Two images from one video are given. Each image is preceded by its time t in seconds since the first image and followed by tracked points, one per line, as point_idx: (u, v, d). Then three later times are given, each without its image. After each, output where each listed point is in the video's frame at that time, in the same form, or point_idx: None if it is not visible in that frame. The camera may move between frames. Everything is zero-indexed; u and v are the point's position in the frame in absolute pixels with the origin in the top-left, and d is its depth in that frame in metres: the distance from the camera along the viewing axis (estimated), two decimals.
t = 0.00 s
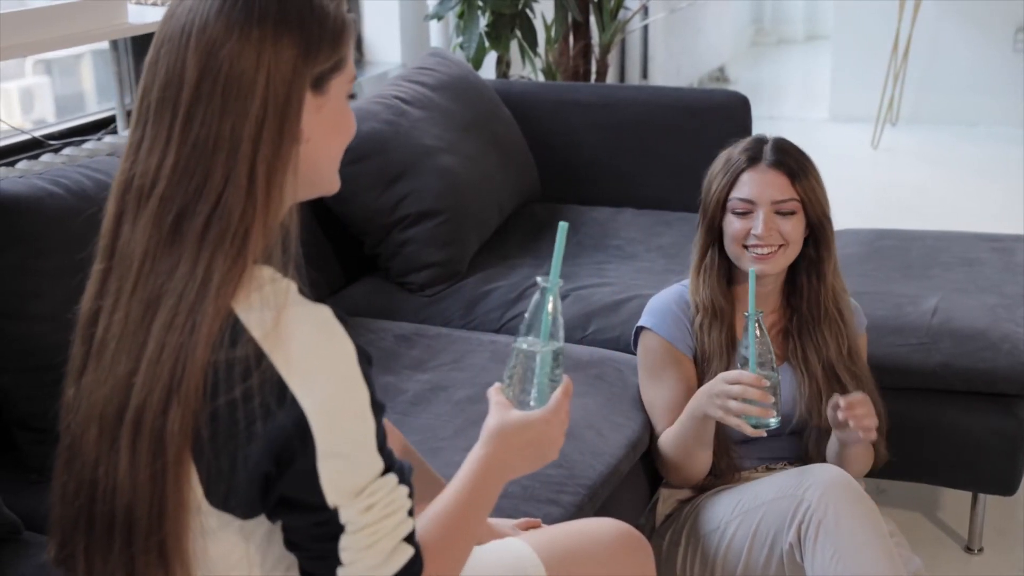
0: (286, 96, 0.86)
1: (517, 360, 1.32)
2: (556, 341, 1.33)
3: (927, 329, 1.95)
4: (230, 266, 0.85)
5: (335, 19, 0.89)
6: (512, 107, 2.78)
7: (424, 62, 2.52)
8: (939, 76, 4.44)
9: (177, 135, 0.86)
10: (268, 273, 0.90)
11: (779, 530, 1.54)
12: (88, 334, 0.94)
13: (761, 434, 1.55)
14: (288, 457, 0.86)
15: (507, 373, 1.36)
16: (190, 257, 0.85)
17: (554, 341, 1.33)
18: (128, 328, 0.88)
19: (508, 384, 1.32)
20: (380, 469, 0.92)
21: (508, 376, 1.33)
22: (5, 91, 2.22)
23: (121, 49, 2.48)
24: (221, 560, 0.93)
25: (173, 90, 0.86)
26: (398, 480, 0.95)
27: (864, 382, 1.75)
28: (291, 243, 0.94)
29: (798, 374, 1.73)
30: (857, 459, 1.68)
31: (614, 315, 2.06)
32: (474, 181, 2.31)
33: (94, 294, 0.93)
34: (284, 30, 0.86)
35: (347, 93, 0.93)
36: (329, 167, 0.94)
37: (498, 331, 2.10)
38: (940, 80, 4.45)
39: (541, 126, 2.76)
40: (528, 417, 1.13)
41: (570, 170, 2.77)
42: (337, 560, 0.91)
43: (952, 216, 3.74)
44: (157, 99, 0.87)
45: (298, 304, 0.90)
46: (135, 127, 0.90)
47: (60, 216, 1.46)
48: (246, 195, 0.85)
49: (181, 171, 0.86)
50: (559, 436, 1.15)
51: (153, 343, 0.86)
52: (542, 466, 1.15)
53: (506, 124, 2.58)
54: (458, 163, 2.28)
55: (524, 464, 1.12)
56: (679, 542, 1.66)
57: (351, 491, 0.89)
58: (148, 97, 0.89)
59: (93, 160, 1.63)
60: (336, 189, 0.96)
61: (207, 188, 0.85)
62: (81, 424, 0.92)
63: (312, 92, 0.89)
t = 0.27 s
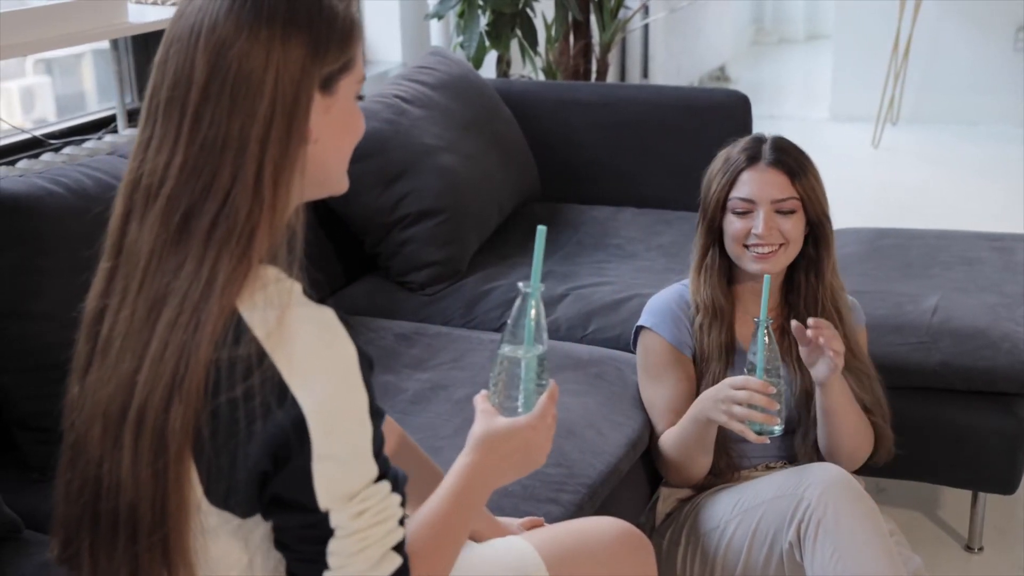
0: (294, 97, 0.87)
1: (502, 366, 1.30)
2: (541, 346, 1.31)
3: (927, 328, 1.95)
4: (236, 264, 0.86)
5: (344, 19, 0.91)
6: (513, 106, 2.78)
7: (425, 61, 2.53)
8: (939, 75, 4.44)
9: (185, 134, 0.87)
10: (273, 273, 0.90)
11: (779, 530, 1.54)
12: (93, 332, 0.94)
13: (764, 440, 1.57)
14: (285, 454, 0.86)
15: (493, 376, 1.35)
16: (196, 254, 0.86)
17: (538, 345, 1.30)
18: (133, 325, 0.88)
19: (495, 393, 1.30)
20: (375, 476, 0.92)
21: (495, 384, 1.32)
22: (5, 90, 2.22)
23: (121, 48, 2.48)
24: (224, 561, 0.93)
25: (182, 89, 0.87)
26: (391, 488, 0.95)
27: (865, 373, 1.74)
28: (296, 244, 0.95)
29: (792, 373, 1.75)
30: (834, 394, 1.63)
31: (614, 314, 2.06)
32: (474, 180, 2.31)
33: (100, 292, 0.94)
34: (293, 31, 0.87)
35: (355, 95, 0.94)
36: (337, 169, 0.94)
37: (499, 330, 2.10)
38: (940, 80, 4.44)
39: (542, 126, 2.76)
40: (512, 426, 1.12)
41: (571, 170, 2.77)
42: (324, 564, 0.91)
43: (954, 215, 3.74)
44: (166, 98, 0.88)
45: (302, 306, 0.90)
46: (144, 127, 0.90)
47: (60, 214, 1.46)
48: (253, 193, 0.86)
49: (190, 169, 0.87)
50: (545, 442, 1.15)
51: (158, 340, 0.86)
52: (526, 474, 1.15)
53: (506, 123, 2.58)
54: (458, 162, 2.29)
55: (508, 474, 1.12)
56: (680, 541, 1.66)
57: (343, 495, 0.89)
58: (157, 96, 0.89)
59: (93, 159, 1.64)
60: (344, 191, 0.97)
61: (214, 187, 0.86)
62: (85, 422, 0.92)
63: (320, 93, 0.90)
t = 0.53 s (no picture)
0: (303, 95, 0.87)
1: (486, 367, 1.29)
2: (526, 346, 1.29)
3: (928, 327, 1.95)
4: (241, 259, 0.86)
5: (355, 18, 0.91)
6: (514, 105, 2.78)
7: (426, 60, 2.53)
8: (941, 74, 4.43)
9: (194, 129, 0.87)
10: (277, 272, 0.90)
11: (779, 527, 1.54)
12: (99, 327, 0.94)
13: (769, 439, 1.57)
14: (282, 451, 0.86)
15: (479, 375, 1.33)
16: (202, 250, 0.86)
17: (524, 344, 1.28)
18: (138, 320, 0.88)
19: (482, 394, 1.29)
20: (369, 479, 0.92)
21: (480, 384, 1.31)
22: (7, 88, 2.22)
23: (123, 47, 2.49)
24: (224, 558, 0.93)
25: (192, 85, 0.88)
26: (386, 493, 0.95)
27: (864, 369, 1.74)
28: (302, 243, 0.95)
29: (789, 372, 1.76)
30: (822, 375, 1.64)
31: (615, 312, 2.06)
32: (475, 178, 2.31)
33: (107, 287, 0.94)
34: (303, 29, 0.87)
35: (364, 95, 0.94)
36: (345, 169, 0.95)
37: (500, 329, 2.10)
38: (942, 79, 4.44)
39: (543, 124, 2.76)
40: (497, 427, 1.12)
41: (572, 168, 2.77)
42: (313, 564, 0.91)
43: (955, 214, 3.74)
44: (176, 94, 0.89)
45: (305, 305, 0.90)
46: (154, 122, 0.91)
47: (60, 212, 1.46)
48: (259, 190, 0.86)
49: (198, 165, 0.87)
50: (532, 443, 1.15)
51: (162, 334, 0.86)
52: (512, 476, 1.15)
53: (507, 121, 2.58)
54: (460, 160, 2.29)
55: (494, 477, 1.11)
56: (681, 539, 1.66)
57: (336, 498, 0.89)
58: (167, 93, 0.90)
59: (94, 157, 1.64)
60: (352, 191, 0.97)
61: (222, 183, 0.86)
62: (88, 416, 0.93)
63: (330, 93, 0.90)
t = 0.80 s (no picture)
0: (314, 95, 0.87)
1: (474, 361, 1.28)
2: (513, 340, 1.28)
3: (929, 325, 1.95)
4: (250, 258, 0.86)
5: (366, 17, 0.91)
6: (515, 102, 2.78)
7: (426, 57, 2.53)
8: (942, 72, 4.43)
9: (205, 128, 0.87)
10: (285, 269, 0.90)
11: (780, 525, 1.54)
12: (107, 323, 0.94)
13: (773, 436, 1.57)
14: (287, 448, 0.86)
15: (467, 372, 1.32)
16: (212, 249, 0.86)
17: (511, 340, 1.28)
18: (147, 317, 0.88)
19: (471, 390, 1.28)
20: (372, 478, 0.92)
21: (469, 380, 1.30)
22: (8, 86, 2.22)
23: (124, 45, 2.49)
24: (229, 554, 0.93)
25: (203, 85, 0.87)
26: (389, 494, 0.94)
27: (862, 370, 1.74)
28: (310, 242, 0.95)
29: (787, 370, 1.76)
30: (815, 370, 1.64)
31: (616, 310, 2.06)
32: (476, 176, 2.31)
33: (115, 284, 0.94)
34: (315, 30, 0.87)
35: (374, 94, 0.95)
36: (354, 168, 0.95)
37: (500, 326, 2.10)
38: (943, 76, 4.44)
39: (544, 122, 2.76)
40: (489, 422, 1.11)
41: (573, 166, 2.77)
42: (313, 561, 0.91)
43: (955, 212, 3.74)
44: (187, 92, 0.88)
45: (313, 304, 0.91)
46: (163, 121, 0.90)
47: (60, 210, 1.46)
48: (270, 190, 0.86)
49: (209, 165, 0.87)
50: (525, 437, 1.13)
51: (169, 331, 0.86)
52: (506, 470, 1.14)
53: (507, 119, 2.58)
54: (460, 158, 2.28)
55: (488, 472, 1.11)
56: (681, 536, 1.66)
57: (339, 496, 0.89)
58: (177, 92, 0.89)
59: (94, 155, 1.64)
60: (361, 189, 0.98)
61: (232, 182, 0.86)
62: (96, 412, 0.93)
63: (340, 92, 0.90)
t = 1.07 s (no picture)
0: (327, 95, 0.87)
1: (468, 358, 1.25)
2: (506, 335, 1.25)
3: (929, 324, 1.95)
4: (262, 256, 0.86)
5: (378, 20, 0.92)
6: (515, 102, 2.78)
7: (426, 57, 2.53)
8: (942, 71, 4.43)
9: (218, 127, 0.87)
10: (295, 269, 0.91)
11: (779, 524, 1.54)
12: (116, 322, 0.94)
13: (776, 435, 1.57)
14: (297, 446, 0.87)
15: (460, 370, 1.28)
16: (224, 247, 0.86)
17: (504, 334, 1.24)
18: (158, 315, 0.88)
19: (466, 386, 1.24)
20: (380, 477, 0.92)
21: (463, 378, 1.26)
22: (9, 85, 2.22)
23: (124, 44, 2.49)
24: (238, 551, 0.93)
25: (217, 84, 0.87)
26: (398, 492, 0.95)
27: (858, 365, 1.74)
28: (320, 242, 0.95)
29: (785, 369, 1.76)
30: (813, 369, 1.64)
31: (616, 309, 2.06)
32: (476, 175, 2.31)
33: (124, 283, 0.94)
34: (329, 30, 0.88)
35: (386, 96, 0.95)
36: (364, 169, 0.95)
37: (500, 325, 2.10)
38: (943, 76, 4.43)
39: (544, 121, 2.76)
40: (486, 417, 1.11)
41: (573, 165, 2.77)
42: (322, 559, 0.91)
43: (955, 212, 3.73)
44: (201, 92, 0.89)
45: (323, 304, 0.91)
46: (178, 120, 0.91)
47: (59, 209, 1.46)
48: (283, 189, 0.86)
49: (221, 163, 0.87)
50: (522, 432, 1.13)
51: (181, 329, 0.86)
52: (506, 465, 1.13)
53: (508, 118, 2.58)
54: (460, 157, 2.28)
55: (488, 467, 1.10)
56: (681, 535, 1.66)
57: (347, 494, 0.89)
58: (191, 92, 0.90)
59: (94, 154, 1.64)
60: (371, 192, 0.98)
61: (245, 181, 0.86)
62: (105, 411, 0.92)
63: (353, 93, 0.90)
